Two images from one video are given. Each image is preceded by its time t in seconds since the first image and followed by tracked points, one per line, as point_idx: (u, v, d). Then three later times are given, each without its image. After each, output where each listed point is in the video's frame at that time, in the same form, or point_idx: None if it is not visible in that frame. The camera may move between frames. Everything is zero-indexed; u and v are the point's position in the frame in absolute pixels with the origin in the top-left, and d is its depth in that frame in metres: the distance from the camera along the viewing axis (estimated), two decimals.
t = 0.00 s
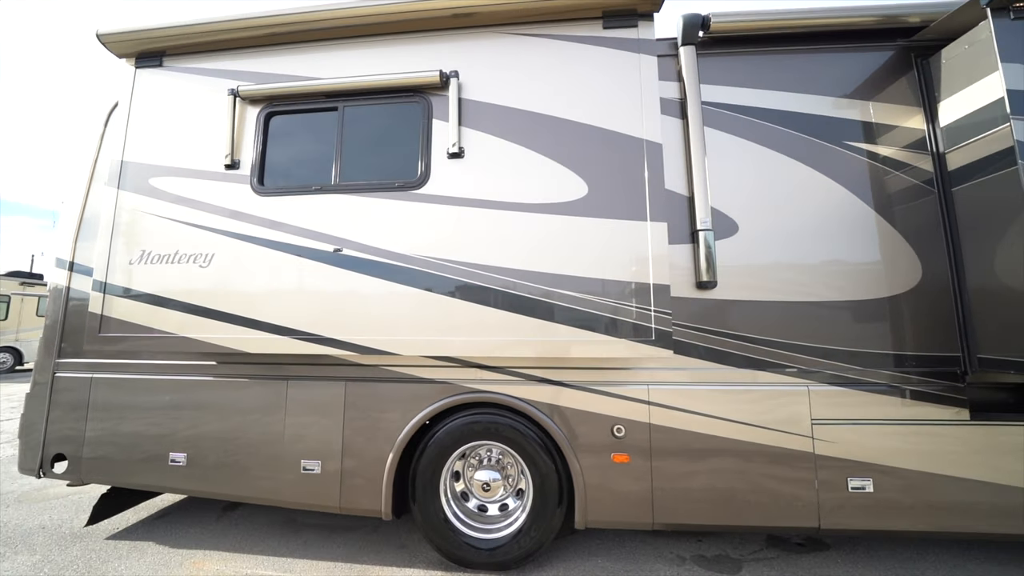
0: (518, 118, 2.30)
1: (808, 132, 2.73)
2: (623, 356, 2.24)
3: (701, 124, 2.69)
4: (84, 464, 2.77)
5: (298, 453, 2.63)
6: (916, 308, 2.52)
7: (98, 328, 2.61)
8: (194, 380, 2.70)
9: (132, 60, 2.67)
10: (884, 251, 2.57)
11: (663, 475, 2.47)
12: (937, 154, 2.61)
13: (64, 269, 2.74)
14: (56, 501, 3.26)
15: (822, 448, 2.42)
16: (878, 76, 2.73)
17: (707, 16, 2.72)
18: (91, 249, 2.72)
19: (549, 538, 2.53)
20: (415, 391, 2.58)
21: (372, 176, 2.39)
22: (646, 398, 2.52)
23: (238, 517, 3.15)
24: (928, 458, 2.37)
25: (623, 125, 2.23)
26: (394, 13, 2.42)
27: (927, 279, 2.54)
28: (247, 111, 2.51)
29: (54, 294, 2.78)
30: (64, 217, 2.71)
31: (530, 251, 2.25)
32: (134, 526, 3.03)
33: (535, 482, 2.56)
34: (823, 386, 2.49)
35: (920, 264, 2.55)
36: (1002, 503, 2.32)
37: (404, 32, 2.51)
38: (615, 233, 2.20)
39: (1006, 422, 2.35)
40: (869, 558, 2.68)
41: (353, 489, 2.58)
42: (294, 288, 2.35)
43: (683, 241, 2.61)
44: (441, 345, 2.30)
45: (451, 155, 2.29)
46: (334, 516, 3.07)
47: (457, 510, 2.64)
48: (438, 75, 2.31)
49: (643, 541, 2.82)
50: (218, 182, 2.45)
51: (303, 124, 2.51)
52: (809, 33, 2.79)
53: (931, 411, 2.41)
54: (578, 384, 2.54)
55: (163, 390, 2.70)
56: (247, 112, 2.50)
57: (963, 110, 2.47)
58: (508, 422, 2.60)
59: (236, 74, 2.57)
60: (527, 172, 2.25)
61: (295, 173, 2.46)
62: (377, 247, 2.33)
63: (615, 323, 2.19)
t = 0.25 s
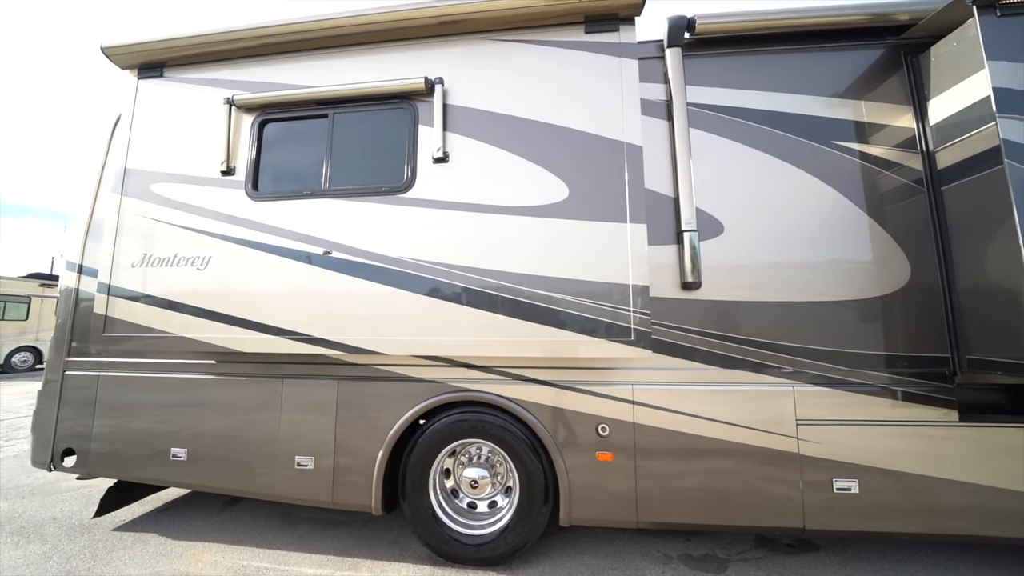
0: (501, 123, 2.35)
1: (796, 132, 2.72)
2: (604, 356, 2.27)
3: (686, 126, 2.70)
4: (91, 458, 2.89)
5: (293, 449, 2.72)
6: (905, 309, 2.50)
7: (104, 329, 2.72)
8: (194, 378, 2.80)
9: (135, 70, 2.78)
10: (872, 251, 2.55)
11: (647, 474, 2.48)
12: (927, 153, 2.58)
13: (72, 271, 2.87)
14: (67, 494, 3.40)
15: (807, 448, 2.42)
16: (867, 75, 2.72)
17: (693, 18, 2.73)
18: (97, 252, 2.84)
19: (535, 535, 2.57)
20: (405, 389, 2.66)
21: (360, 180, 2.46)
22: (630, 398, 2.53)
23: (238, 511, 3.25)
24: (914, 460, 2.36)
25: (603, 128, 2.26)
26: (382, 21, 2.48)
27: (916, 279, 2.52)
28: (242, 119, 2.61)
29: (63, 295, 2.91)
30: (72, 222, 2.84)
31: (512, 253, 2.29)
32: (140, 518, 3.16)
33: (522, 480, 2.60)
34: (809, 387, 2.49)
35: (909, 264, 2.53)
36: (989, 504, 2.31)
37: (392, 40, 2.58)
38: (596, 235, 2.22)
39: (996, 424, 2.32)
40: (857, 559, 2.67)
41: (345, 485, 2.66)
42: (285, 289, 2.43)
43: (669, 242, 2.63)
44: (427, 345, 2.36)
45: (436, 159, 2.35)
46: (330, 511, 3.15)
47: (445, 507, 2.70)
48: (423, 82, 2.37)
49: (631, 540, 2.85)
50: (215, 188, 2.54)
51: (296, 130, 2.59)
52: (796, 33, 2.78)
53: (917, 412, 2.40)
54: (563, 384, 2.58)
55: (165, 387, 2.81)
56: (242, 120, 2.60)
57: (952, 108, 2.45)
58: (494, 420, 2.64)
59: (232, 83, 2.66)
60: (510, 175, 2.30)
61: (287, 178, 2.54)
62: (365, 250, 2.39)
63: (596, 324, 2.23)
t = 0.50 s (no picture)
0: (485, 127, 2.39)
1: (784, 132, 2.71)
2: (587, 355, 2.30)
3: (672, 127, 2.72)
4: (98, 454, 3.01)
5: (287, 446, 2.80)
6: (894, 308, 2.47)
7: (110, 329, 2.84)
8: (193, 377, 2.90)
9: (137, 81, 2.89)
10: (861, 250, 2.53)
11: (633, 474, 2.49)
12: (918, 151, 2.55)
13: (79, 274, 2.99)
14: (77, 488, 3.54)
15: (793, 448, 2.41)
16: (857, 73, 2.69)
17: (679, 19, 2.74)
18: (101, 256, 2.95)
19: (523, 533, 2.60)
20: (395, 389, 2.72)
21: (349, 185, 2.52)
22: (616, 397, 2.55)
23: (238, 507, 3.34)
24: (902, 461, 2.35)
25: (585, 131, 2.28)
26: (371, 29, 2.54)
27: (906, 278, 2.49)
28: (238, 126, 2.69)
29: (71, 297, 3.03)
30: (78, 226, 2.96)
31: (495, 255, 2.33)
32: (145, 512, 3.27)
33: (510, 478, 2.64)
34: (796, 387, 2.48)
35: (898, 263, 2.51)
36: (980, 507, 2.27)
37: (381, 46, 2.63)
38: (578, 236, 2.25)
39: (987, 425, 2.29)
40: (848, 562, 2.65)
41: (337, 482, 2.72)
42: (278, 291, 2.51)
43: (655, 243, 2.64)
44: (413, 344, 2.41)
45: (422, 163, 2.40)
46: (326, 507, 3.22)
47: (435, 504, 2.74)
48: (409, 88, 2.43)
49: (621, 539, 2.86)
50: (212, 193, 2.63)
51: (288, 137, 2.66)
52: (784, 32, 2.78)
53: (905, 412, 2.38)
54: (550, 383, 2.61)
55: (166, 386, 2.91)
56: (238, 127, 2.69)
57: (941, 106, 2.42)
58: (482, 419, 2.69)
59: (228, 91, 2.75)
60: (494, 178, 2.34)
61: (280, 183, 2.62)
62: (354, 252, 2.46)
63: (579, 324, 2.26)
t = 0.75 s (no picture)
0: (470, 131, 2.43)
1: (773, 130, 2.70)
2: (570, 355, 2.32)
3: (659, 127, 2.72)
4: (105, 449, 3.13)
5: (283, 442, 2.88)
6: (884, 308, 2.44)
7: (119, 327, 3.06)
8: (194, 375, 3.00)
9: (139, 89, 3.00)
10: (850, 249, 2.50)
11: (618, 472, 2.53)
12: (910, 148, 2.52)
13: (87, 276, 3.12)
14: (88, 482, 3.68)
15: (780, 448, 2.40)
16: (848, 69, 2.66)
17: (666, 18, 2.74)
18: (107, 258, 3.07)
19: (511, 530, 2.64)
20: (386, 387, 2.78)
21: (340, 189, 2.59)
22: (602, 396, 2.57)
23: (239, 502, 3.44)
24: (891, 462, 2.32)
25: (568, 133, 2.31)
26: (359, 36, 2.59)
27: (898, 277, 2.45)
28: (235, 133, 2.78)
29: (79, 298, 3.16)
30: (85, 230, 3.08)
31: (480, 256, 2.37)
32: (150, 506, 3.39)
33: (498, 475, 2.68)
34: (783, 387, 2.47)
35: (888, 261, 2.47)
36: (973, 509, 2.24)
37: (371, 52, 2.69)
38: (560, 237, 2.28)
39: (978, 426, 2.26)
40: (839, 564, 2.63)
41: (330, 478, 2.79)
42: (271, 292, 2.58)
43: (641, 242, 2.65)
44: (401, 344, 2.46)
45: (409, 167, 2.45)
46: (322, 503, 3.30)
47: (425, 501, 2.79)
48: (396, 93, 2.48)
49: (610, 538, 2.87)
50: (209, 197, 2.72)
51: (282, 142, 2.74)
52: (773, 29, 2.76)
53: (894, 413, 2.35)
54: (537, 383, 2.64)
55: (169, 384, 3.02)
56: (235, 134, 2.77)
57: (934, 102, 2.39)
58: (471, 417, 2.73)
59: (224, 98, 2.84)
60: (479, 180, 2.38)
61: (274, 188, 2.69)
62: (344, 254, 2.52)
63: (562, 324, 2.28)
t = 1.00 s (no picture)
0: (458, 134, 2.47)
1: (763, 130, 2.69)
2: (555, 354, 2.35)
3: (647, 128, 2.74)
4: (114, 445, 3.26)
5: (281, 439, 2.96)
6: (875, 308, 2.42)
7: (125, 327, 3.15)
8: (197, 373, 3.10)
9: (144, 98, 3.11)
10: (840, 248, 2.48)
11: (606, 471, 2.53)
12: (903, 145, 2.49)
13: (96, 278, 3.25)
14: (99, 476, 3.82)
15: (768, 449, 2.39)
16: (839, 67, 2.64)
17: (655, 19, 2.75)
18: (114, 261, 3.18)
19: (501, 527, 2.67)
20: (379, 386, 2.84)
21: (333, 193, 2.66)
22: (590, 396, 2.59)
23: (242, 497, 3.55)
24: (880, 464, 2.31)
25: (553, 136, 2.33)
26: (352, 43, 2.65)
27: (889, 277, 2.43)
28: (234, 139, 2.87)
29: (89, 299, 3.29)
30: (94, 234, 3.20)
31: (467, 257, 2.41)
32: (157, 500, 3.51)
33: (488, 474, 2.71)
34: (772, 387, 2.46)
35: (879, 260, 2.45)
36: (964, 511, 2.21)
37: (363, 58, 2.75)
38: (545, 239, 2.31)
39: (969, 427, 2.24)
40: (830, 566, 2.61)
41: (326, 474, 2.86)
42: (267, 293, 2.66)
43: (630, 243, 2.67)
44: (391, 344, 2.52)
45: (399, 170, 2.51)
46: (321, 499, 3.38)
47: (418, 498, 2.84)
48: (386, 99, 2.54)
49: (602, 536, 2.89)
50: (209, 202, 2.82)
51: (278, 147, 2.82)
52: (763, 28, 2.75)
53: (885, 414, 2.33)
54: (526, 382, 2.67)
55: (174, 382, 3.13)
56: (233, 140, 2.86)
57: (925, 99, 2.35)
58: (461, 416, 2.77)
59: (224, 106, 2.93)
60: (466, 183, 2.42)
61: (270, 191, 2.77)
62: (337, 256, 2.59)
63: (548, 324, 2.31)
